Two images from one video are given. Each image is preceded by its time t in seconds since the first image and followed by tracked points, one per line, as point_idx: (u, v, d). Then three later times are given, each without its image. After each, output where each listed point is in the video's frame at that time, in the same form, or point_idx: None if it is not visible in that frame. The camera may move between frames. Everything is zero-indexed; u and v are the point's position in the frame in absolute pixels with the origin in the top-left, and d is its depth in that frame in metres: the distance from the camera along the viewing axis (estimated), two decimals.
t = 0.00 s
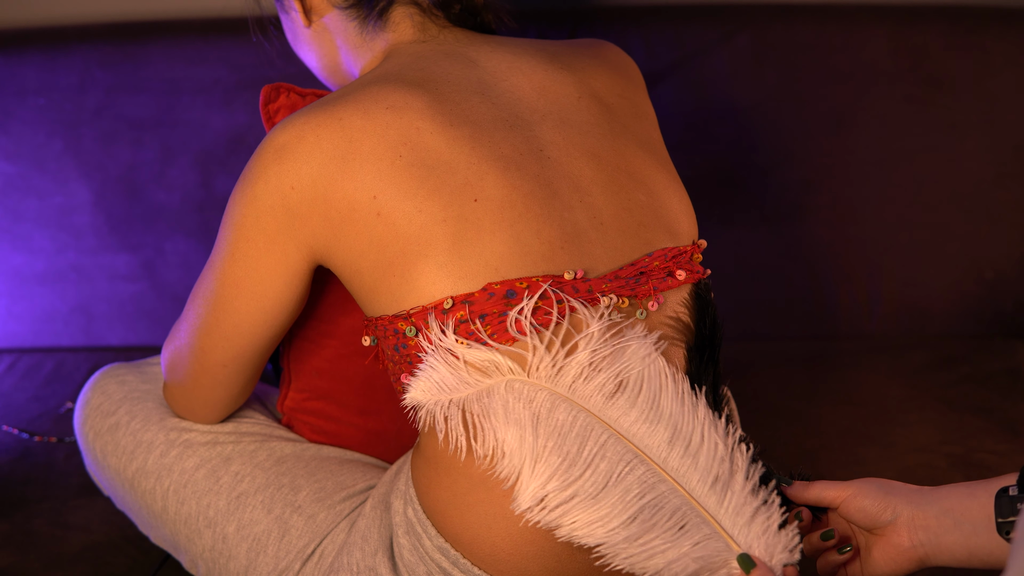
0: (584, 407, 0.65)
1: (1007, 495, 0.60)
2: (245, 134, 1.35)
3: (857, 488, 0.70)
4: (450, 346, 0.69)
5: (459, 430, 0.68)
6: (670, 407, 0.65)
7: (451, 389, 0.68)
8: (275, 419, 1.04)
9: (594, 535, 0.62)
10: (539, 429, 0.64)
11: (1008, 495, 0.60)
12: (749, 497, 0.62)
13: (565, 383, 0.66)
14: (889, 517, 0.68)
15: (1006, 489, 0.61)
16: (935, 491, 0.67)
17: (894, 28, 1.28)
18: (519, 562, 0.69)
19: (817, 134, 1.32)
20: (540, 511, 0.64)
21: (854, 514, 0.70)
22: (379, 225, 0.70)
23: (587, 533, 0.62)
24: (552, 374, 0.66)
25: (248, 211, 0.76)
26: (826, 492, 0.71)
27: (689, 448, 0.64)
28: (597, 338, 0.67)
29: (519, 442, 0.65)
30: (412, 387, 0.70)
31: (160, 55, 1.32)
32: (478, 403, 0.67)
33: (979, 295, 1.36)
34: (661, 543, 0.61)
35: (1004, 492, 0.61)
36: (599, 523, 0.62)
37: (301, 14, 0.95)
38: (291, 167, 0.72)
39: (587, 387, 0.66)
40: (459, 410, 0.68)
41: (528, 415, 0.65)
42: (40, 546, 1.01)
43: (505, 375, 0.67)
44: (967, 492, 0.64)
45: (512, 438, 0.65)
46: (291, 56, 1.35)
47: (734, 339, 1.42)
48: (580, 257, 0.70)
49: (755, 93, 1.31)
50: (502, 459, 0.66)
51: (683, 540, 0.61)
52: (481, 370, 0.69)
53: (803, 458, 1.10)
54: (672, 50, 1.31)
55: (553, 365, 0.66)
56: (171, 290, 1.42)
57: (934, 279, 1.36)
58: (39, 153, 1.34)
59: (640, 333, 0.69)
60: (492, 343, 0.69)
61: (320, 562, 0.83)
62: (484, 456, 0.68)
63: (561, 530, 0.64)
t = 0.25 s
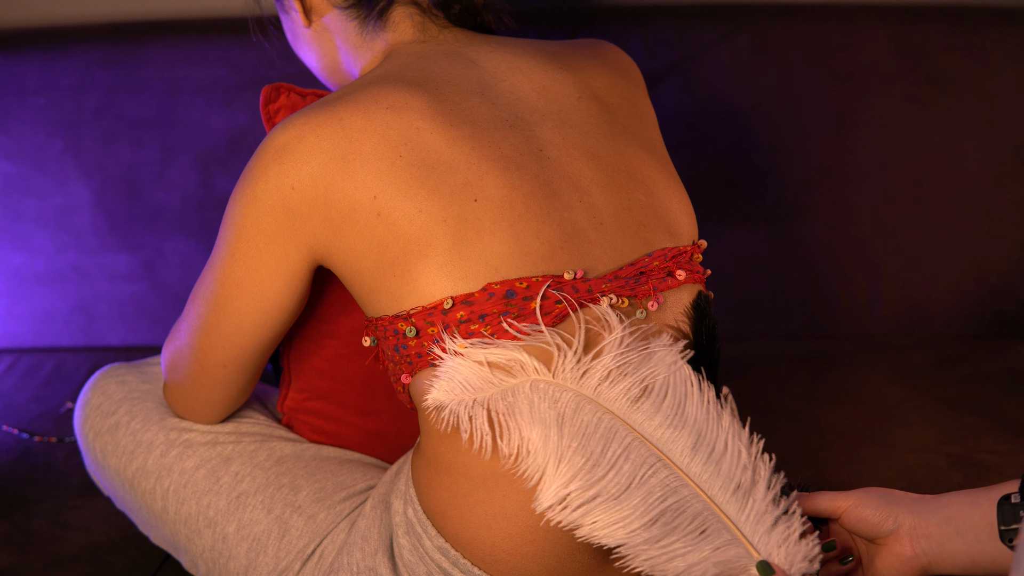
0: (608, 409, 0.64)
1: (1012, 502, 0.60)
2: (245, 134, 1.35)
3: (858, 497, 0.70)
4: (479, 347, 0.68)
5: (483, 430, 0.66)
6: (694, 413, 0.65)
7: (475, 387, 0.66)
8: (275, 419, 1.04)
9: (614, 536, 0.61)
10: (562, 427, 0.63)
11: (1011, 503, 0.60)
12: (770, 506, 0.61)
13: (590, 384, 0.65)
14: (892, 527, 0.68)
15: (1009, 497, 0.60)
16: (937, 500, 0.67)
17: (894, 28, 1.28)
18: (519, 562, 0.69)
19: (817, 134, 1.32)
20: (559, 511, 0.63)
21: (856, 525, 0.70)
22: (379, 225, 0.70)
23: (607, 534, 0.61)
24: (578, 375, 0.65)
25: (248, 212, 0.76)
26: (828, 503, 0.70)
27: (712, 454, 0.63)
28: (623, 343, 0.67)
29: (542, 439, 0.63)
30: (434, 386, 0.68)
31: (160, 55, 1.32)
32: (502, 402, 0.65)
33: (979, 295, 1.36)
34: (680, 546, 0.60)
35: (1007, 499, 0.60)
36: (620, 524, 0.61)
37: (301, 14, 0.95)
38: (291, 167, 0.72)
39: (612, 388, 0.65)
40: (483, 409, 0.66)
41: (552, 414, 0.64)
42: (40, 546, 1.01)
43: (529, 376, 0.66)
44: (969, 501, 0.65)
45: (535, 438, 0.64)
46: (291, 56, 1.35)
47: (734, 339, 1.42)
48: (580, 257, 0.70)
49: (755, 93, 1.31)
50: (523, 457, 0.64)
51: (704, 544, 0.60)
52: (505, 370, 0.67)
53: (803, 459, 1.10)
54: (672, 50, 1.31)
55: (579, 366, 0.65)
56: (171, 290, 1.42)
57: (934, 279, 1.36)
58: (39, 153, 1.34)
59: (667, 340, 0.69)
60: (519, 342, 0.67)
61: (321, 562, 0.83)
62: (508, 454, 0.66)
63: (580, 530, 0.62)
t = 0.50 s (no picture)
0: (631, 409, 0.64)
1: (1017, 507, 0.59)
2: (245, 134, 1.35)
3: (860, 505, 0.69)
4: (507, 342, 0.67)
5: (509, 424, 0.66)
6: (716, 418, 0.65)
7: (501, 381, 0.66)
8: (275, 419, 1.04)
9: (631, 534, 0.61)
10: (585, 425, 0.63)
11: (1017, 508, 0.59)
12: (788, 514, 0.61)
13: (615, 384, 0.65)
14: (897, 534, 0.67)
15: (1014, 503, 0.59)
16: (944, 506, 0.66)
17: (894, 28, 1.28)
18: (519, 562, 0.69)
19: (817, 134, 1.32)
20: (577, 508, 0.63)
21: (862, 533, 0.69)
22: (379, 225, 0.70)
23: (624, 531, 0.61)
24: (603, 375, 0.65)
25: (248, 212, 0.76)
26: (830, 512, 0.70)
27: (733, 459, 0.63)
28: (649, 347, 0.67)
29: (563, 435, 0.63)
30: (458, 380, 0.68)
31: (160, 55, 1.32)
32: (527, 395, 0.65)
33: (980, 295, 1.35)
34: (697, 548, 0.61)
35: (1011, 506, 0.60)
36: (639, 522, 0.61)
37: (301, 14, 0.95)
38: (292, 167, 0.72)
39: (636, 388, 0.65)
40: (507, 404, 0.66)
41: (575, 411, 0.63)
42: (40, 546, 1.01)
43: (555, 370, 0.65)
44: (975, 505, 0.63)
45: (557, 430, 0.63)
46: (291, 56, 1.35)
47: (734, 339, 1.42)
48: (580, 257, 0.70)
49: (755, 93, 1.31)
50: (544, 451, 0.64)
51: (720, 548, 0.60)
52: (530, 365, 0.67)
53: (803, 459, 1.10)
54: (672, 50, 1.31)
55: (605, 365, 0.65)
56: (171, 290, 1.42)
57: (934, 280, 1.36)
58: (39, 153, 1.34)
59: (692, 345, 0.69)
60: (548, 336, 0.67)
61: (321, 562, 0.83)
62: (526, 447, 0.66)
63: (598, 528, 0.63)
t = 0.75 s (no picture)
0: (652, 411, 0.64)
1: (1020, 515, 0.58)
2: (245, 134, 1.35)
3: (866, 515, 0.69)
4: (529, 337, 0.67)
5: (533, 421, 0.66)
6: (736, 425, 0.64)
7: (524, 379, 0.66)
8: (275, 419, 1.04)
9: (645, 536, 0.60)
10: (604, 424, 0.63)
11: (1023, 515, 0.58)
12: (804, 522, 0.59)
13: (636, 386, 0.65)
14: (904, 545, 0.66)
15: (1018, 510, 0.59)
16: (948, 514, 0.65)
17: (894, 28, 1.28)
18: (519, 562, 0.69)
19: (817, 134, 1.32)
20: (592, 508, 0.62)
21: (868, 544, 0.68)
22: (379, 225, 0.70)
23: (639, 532, 0.60)
24: (625, 377, 0.65)
25: (248, 212, 0.76)
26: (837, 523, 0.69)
27: (751, 465, 0.62)
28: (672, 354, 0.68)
29: (582, 434, 0.63)
30: (480, 379, 0.67)
31: (160, 55, 1.32)
32: (550, 393, 0.65)
33: (980, 295, 1.35)
34: (711, 552, 0.59)
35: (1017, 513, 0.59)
36: (654, 523, 0.60)
37: (301, 14, 0.95)
38: (292, 168, 0.72)
39: (658, 391, 0.65)
40: (531, 401, 0.66)
41: (595, 411, 0.63)
42: (40, 546, 1.01)
43: (578, 370, 0.66)
44: (980, 514, 0.62)
45: (576, 427, 0.63)
46: (291, 56, 1.35)
47: (734, 339, 1.42)
48: (580, 257, 0.70)
49: (755, 93, 1.31)
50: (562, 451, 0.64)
51: (735, 553, 0.58)
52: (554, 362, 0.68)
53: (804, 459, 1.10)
54: (671, 50, 1.31)
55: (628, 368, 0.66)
56: (171, 290, 1.42)
57: (934, 280, 1.36)
58: (39, 153, 1.34)
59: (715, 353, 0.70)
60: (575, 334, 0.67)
61: (321, 562, 0.83)
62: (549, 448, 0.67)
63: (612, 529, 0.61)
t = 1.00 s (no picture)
0: (666, 420, 0.64)
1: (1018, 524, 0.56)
2: (245, 134, 1.35)
3: (871, 526, 0.67)
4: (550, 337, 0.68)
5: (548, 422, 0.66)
6: (751, 434, 0.64)
7: (542, 380, 0.66)
8: (275, 419, 1.04)
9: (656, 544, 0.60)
10: (617, 432, 0.63)
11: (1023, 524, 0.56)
12: (817, 532, 0.58)
13: (652, 395, 0.65)
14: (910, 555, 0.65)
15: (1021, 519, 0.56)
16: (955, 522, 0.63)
17: (894, 28, 1.28)
18: (519, 562, 0.69)
19: (818, 134, 1.32)
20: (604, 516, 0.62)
21: (876, 555, 0.67)
22: (380, 225, 0.70)
23: (650, 541, 0.60)
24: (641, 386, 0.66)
25: (248, 213, 0.76)
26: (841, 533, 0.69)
27: (764, 474, 0.61)
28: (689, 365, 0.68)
29: (595, 441, 0.63)
30: (497, 376, 0.67)
31: (161, 55, 1.32)
32: (566, 396, 0.65)
33: (980, 295, 1.35)
34: (722, 562, 0.58)
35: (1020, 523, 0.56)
36: (665, 531, 0.60)
37: (301, 14, 0.95)
38: (291, 168, 0.72)
39: (673, 400, 0.65)
40: (546, 404, 0.66)
41: (609, 418, 0.64)
42: (40, 546, 1.01)
43: (595, 375, 0.66)
44: (985, 523, 0.60)
45: (588, 432, 0.64)
46: (291, 56, 1.35)
47: (734, 339, 1.42)
48: (580, 257, 0.70)
49: (755, 93, 1.31)
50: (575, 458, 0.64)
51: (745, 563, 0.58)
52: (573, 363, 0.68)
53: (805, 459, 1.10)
54: (671, 50, 1.31)
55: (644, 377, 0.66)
56: (171, 290, 1.42)
57: (935, 280, 1.36)
58: (39, 153, 1.34)
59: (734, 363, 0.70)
60: (598, 337, 0.68)
61: (321, 562, 0.83)
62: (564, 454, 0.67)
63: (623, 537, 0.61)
